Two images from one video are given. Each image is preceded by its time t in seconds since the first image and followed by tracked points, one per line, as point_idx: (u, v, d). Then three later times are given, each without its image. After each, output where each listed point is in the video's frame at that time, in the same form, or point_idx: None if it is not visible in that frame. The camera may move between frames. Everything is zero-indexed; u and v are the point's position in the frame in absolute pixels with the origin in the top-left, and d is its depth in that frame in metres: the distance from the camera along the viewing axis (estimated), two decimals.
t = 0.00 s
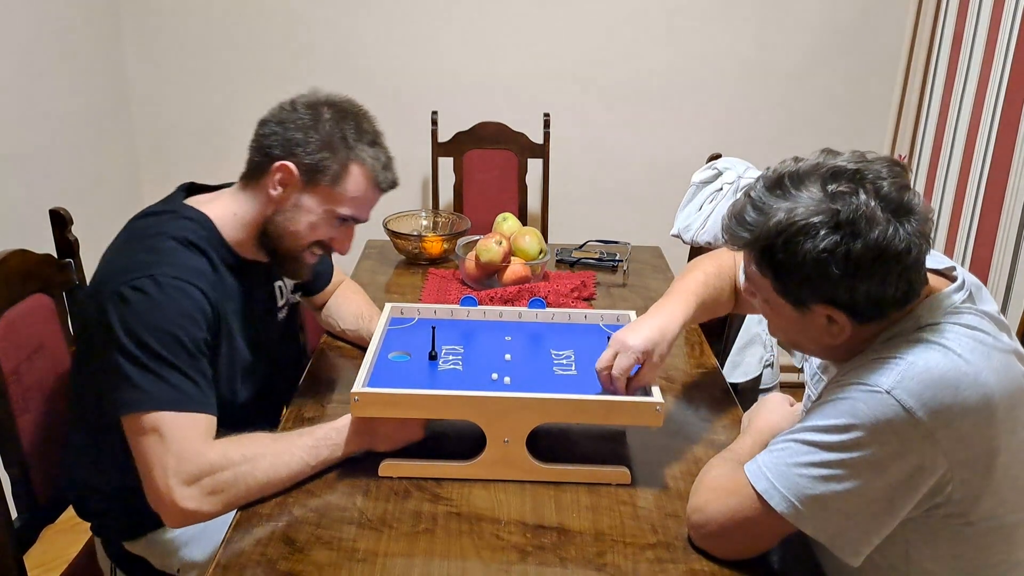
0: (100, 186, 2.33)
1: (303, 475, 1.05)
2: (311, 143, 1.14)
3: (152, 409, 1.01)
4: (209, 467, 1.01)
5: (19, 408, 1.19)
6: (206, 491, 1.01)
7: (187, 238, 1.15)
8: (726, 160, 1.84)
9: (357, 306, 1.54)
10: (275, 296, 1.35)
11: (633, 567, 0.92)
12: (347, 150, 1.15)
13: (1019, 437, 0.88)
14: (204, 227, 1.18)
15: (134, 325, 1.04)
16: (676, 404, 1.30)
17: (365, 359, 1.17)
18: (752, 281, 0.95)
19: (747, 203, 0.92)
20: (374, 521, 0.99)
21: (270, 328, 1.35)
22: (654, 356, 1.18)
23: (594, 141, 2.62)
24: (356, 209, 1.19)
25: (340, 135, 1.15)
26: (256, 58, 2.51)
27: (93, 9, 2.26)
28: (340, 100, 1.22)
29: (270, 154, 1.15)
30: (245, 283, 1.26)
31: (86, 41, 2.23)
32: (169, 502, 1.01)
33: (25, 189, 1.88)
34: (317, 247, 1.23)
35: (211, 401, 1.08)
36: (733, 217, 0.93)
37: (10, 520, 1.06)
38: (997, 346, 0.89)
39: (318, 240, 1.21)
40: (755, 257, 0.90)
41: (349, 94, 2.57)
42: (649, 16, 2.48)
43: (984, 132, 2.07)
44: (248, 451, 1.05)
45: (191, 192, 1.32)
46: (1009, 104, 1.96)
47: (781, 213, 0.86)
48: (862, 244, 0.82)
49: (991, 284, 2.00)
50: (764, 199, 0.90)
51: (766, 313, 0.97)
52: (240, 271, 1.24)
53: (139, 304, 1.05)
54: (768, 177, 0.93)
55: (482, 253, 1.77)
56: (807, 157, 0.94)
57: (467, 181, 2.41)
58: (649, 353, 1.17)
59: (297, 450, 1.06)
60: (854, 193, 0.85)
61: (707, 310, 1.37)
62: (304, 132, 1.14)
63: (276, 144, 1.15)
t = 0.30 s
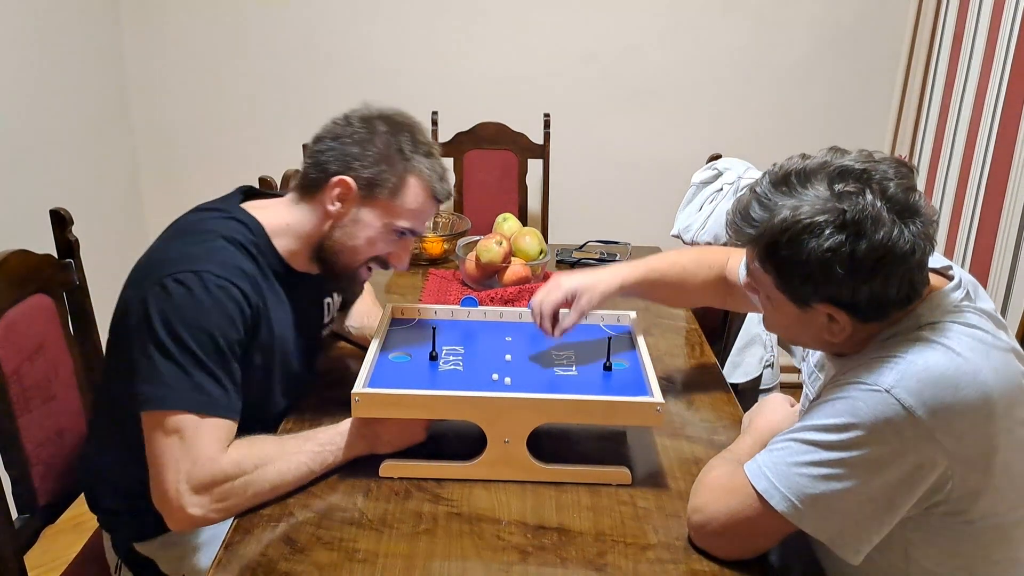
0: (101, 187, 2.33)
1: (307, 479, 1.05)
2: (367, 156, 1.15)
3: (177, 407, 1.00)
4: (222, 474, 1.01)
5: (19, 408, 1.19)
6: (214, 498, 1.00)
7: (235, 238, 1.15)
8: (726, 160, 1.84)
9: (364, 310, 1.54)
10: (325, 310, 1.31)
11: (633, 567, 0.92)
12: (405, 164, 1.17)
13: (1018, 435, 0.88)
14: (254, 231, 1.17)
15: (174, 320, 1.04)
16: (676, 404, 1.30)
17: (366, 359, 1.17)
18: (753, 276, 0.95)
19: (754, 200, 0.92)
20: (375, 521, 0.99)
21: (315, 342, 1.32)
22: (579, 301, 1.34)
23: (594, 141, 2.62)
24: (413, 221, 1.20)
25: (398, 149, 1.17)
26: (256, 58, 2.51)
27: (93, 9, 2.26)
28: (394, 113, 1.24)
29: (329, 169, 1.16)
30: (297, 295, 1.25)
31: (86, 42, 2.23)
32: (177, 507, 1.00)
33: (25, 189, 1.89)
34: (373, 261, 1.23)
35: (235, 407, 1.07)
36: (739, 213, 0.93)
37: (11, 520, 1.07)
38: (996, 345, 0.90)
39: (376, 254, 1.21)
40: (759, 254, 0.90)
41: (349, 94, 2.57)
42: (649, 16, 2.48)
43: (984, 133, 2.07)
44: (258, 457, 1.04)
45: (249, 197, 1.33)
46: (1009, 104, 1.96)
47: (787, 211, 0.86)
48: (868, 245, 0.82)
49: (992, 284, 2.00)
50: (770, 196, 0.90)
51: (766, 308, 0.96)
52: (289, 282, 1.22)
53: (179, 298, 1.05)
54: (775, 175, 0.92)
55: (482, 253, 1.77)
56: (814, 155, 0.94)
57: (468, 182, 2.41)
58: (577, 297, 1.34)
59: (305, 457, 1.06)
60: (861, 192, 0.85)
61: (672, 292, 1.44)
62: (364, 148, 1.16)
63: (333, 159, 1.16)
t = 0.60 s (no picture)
0: (101, 187, 2.33)
1: (308, 479, 1.05)
2: (382, 158, 1.16)
3: (185, 406, 1.00)
4: (223, 474, 1.01)
5: (20, 407, 1.19)
6: (214, 498, 1.01)
7: (248, 237, 1.15)
8: (726, 160, 1.84)
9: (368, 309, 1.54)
10: (332, 310, 1.34)
11: (633, 567, 0.92)
12: (420, 165, 1.17)
13: (1013, 427, 0.88)
14: (266, 230, 1.17)
15: (185, 318, 1.03)
16: (676, 403, 1.31)
17: (366, 359, 1.17)
18: (748, 270, 0.96)
19: (748, 193, 0.92)
20: (375, 521, 0.99)
21: (322, 341, 1.32)
22: (580, 325, 1.30)
23: (594, 141, 2.63)
24: (426, 220, 1.21)
25: (413, 150, 1.17)
26: (256, 58, 2.51)
27: (93, 8, 2.26)
28: (406, 112, 1.24)
29: (344, 169, 1.17)
30: (306, 293, 1.25)
31: (87, 41, 2.23)
32: (179, 506, 1.01)
33: (25, 188, 1.89)
34: (387, 259, 1.25)
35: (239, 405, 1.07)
36: (733, 206, 0.94)
37: (10, 519, 1.06)
38: (988, 337, 0.90)
39: (389, 252, 1.23)
40: (754, 247, 0.91)
41: (349, 94, 2.56)
42: (648, 15, 2.48)
43: (984, 132, 2.07)
44: (259, 456, 1.04)
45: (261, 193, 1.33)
46: (1009, 103, 1.96)
47: (781, 203, 0.86)
48: (861, 236, 0.83)
49: (992, 284, 2.00)
50: (764, 189, 0.90)
51: (762, 304, 0.97)
52: (298, 280, 1.22)
53: (191, 297, 1.04)
54: (769, 168, 0.93)
55: (482, 253, 1.77)
56: (809, 150, 0.94)
57: (467, 182, 2.42)
58: (579, 320, 1.30)
59: (307, 458, 1.06)
60: (854, 185, 0.85)
61: (671, 306, 1.44)
62: (380, 149, 1.16)
63: (348, 160, 1.17)
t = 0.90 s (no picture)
0: (100, 187, 2.33)
1: (306, 479, 1.05)
2: (349, 147, 1.12)
3: (169, 408, 1.00)
4: (219, 472, 1.01)
5: (20, 408, 1.19)
6: (213, 495, 1.01)
7: (221, 237, 1.14)
8: (726, 160, 1.84)
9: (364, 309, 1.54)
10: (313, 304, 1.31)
11: (633, 567, 0.92)
12: (386, 154, 1.13)
13: (1011, 423, 0.88)
14: (240, 229, 1.17)
15: (161, 321, 1.04)
16: (676, 403, 1.30)
17: (366, 359, 1.17)
18: (746, 267, 0.96)
19: (746, 190, 0.92)
20: (374, 521, 0.99)
21: (307, 336, 1.32)
22: (580, 324, 1.30)
23: (594, 141, 2.62)
24: (396, 210, 1.17)
25: (379, 139, 1.13)
26: (256, 58, 2.52)
27: (94, 8, 2.26)
28: (376, 101, 1.20)
29: (309, 161, 1.14)
30: (288, 289, 1.25)
31: (87, 40, 2.23)
32: (177, 505, 1.01)
33: (25, 188, 1.89)
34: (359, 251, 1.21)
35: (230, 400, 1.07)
36: (731, 203, 0.94)
37: (10, 519, 1.06)
38: (985, 334, 0.90)
39: (359, 244, 1.19)
40: (752, 245, 0.91)
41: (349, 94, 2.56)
42: (648, 14, 2.48)
43: (985, 131, 2.07)
44: (256, 456, 1.04)
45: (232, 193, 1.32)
46: (1009, 103, 1.96)
47: (778, 201, 0.86)
48: (857, 233, 0.83)
49: (992, 283, 2.00)
50: (762, 186, 0.90)
51: (761, 302, 0.97)
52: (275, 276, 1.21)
53: (167, 300, 1.05)
54: (766, 166, 0.93)
55: (482, 253, 1.77)
56: (806, 148, 0.94)
57: (467, 182, 2.42)
58: (579, 319, 1.30)
59: (305, 456, 1.06)
60: (851, 182, 0.85)
61: (671, 306, 1.44)
62: (346, 138, 1.12)
63: (314, 150, 1.13)
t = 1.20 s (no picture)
0: (100, 186, 2.33)
1: (304, 477, 1.06)
2: (274, 146, 1.09)
3: (138, 412, 1.01)
4: (211, 468, 1.02)
5: (20, 409, 1.18)
6: (210, 492, 1.01)
7: (163, 243, 1.14)
8: (726, 160, 1.84)
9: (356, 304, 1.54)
10: (273, 298, 1.31)
11: (633, 567, 0.92)
12: (311, 143, 1.10)
13: (1011, 421, 0.88)
14: (182, 234, 1.16)
15: (112, 331, 1.05)
16: (676, 403, 1.30)
17: (366, 359, 1.17)
18: (744, 267, 0.96)
19: (744, 190, 0.92)
20: (374, 521, 0.99)
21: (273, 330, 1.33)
22: (580, 322, 1.30)
23: (594, 141, 2.62)
24: (336, 194, 1.14)
25: (299, 129, 1.10)
26: (256, 58, 2.52)
27: (93, 8, 2.26)
28: (292, 84, 1.15)
29: (234, 165, 1.12)
30: (246, 286, 1.26)
31: (87, 41, 2.23)
32: (175, 508, 1.00)
33: (25, 188, 1.89)
34: (313, 238, 1.20)
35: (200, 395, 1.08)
36: (729, 204, 0.94)
37: (10, 520, 1.06)
38: (984, 333, 0.90)
39: (310, 233, 1.18)
40: (751, 245, 0.91)
41: (349, 94, 2.56)
42: (649, 14, 2.48)
43: (984, 132, 2.07)
44: (250, 454, 1.04)
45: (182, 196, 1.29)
46: (1009, 103, 1.96)
47: (776, 201, 0.86)
48: (855, 232, 0.83)
49: (992, 284, 2.00)
50: (760, 186, 0.90)
51: (760, 303, 0.97)
52: (229, 274, 1.22)
53: (115, 312, 1.06)
54: (765, 166, 0.93)
55: (482, 253, 1.77)
56: (805, 147, 0.94)
57: (467, 182, 2.41)
58: (579, 319, 1.31)
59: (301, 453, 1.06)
60: (849, 182, 0.85)
61: (670, 307, 1.44)
62: (264, 136, 1.09)
63: (239, 156, 1.11)
